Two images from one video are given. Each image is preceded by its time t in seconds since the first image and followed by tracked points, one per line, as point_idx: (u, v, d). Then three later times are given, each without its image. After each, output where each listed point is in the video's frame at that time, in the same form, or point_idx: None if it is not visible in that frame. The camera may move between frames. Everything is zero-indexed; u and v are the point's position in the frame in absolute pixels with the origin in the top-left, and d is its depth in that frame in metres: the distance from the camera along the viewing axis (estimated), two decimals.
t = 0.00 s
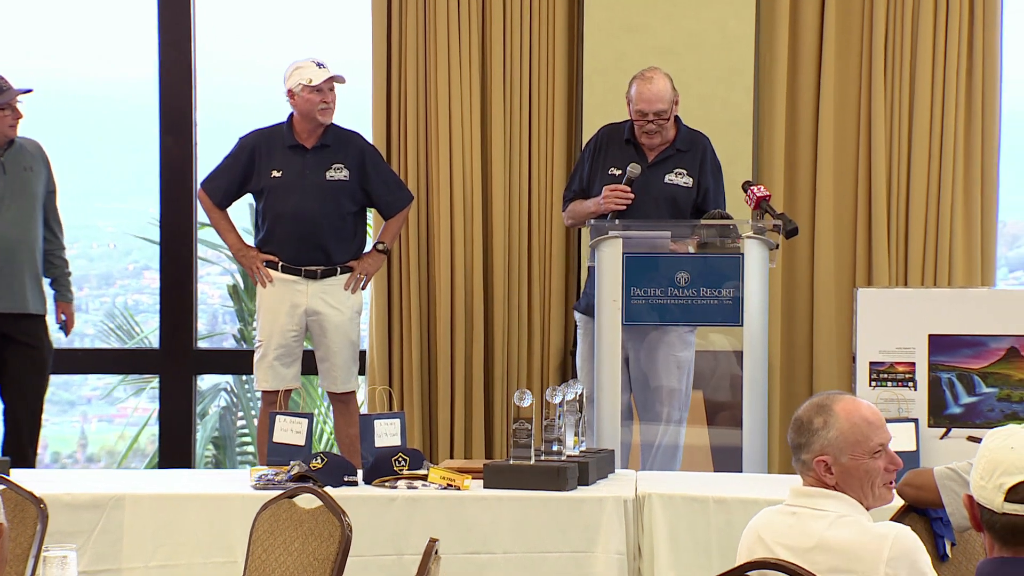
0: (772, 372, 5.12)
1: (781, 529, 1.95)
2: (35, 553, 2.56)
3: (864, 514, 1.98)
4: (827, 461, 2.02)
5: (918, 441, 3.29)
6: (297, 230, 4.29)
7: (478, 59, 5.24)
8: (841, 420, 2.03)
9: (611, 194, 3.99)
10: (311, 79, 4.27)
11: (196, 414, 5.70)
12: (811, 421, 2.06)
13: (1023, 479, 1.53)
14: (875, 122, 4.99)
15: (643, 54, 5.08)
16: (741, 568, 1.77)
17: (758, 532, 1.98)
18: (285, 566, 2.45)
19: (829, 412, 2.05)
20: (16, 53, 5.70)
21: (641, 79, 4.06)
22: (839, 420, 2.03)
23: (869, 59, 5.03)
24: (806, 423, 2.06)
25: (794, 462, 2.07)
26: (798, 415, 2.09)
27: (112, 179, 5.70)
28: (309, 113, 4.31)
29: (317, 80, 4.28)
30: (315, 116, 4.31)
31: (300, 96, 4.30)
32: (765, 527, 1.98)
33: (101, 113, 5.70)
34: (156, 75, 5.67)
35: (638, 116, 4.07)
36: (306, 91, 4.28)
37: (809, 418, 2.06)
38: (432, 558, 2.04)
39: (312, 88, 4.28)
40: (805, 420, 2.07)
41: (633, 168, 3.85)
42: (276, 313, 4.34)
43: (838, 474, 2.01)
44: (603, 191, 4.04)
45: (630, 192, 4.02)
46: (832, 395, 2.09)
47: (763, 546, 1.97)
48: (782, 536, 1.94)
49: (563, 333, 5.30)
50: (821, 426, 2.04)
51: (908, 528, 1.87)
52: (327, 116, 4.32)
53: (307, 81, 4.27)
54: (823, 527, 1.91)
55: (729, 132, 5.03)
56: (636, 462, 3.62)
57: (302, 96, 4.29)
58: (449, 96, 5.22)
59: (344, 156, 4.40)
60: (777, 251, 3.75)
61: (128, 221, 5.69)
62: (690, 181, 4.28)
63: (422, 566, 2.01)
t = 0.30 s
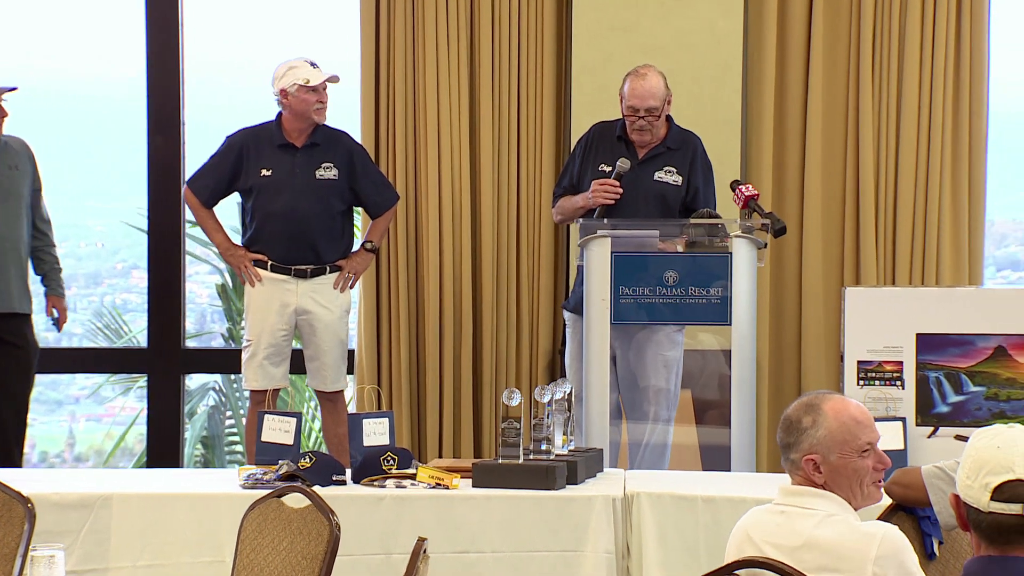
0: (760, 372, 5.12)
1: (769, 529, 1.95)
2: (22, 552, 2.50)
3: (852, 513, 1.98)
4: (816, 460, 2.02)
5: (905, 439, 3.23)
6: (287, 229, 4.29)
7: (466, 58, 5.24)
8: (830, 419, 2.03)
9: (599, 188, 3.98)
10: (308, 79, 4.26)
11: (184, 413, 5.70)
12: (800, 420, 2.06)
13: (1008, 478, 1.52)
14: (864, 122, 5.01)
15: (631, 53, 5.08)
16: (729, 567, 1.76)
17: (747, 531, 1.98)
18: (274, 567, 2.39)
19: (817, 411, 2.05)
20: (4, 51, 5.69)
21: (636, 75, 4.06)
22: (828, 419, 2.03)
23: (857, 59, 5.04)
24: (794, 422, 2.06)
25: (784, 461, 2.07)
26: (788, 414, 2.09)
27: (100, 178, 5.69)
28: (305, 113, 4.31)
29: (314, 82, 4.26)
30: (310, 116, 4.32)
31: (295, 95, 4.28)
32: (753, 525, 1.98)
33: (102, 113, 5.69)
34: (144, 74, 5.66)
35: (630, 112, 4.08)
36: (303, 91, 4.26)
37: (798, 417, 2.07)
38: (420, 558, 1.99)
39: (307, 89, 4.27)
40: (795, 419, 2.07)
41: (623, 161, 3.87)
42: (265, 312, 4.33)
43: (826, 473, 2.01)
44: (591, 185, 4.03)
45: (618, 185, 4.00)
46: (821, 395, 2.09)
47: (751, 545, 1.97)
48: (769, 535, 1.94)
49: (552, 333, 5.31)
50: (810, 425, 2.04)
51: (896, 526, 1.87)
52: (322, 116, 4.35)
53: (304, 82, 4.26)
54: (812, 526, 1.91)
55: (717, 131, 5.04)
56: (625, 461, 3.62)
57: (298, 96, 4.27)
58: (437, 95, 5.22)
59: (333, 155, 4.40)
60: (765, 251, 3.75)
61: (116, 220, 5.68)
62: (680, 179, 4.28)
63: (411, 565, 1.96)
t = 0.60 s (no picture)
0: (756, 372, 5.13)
1: (766, 529, 1.95)
2: (20, 551, 2.50)
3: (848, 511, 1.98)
4: (811, 459, 2.02)
5: (902, 438, 3.18)
6: (285, 228, 4.28)
7: (462, 58, 5.24)
8: (826, 419, 2.03)
9: (601, 183, 3.99)
10: (306, 79, 4.26)
11: (182, 413, 5.70)
12: (796, 419, 2.06)
13: (1003, 476, 1.52)
14: (861, 122, 5.01)
15: (627, 52, 5.09)
16: (727, 567, 1.76)
17: (744, 532, 1.98)
18: (271, 566, 2.38)
19: (814, 410, 2.05)
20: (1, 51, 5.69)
21: (636, 75, 4.07)
22: (824, 419, 2.03)
23: (853, 58, 5.05)
24: (790, 422, 2.07)
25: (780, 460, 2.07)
26: (784, 413, 2.09)
27: (97, 178, 5.69)
28: (303, 113, 4.30)
29: (312, 81, 4.27)
30: (308, 115, 4.32)
31: (293, 95, 4.27)
32: (750, 526, 1.98)
33: (101, 113, 5.69)
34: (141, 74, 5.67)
35: (630, 112, 4.08)
36: (301, 91, 4.26)
37: (795, 417, 2.07)
38: (418, 557, 1.98)
39: (306, 88, 4.26)
40: (791, 419, 2.07)
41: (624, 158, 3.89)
42: (263, 311, 4.33)
43: (822, 472, 2.01)
44: (594, 180, 4.04)
45: (620, 181, 4.02)
46: (818, 394, 2.10)
47: (748, 546, 1.97)
48: (767, 534, 1.94)
49: (549, 332, 5.31)
50: (806, 424, 2.04)
51: (893, 523, 1.87)
52: (320, 115, 4.34)
53: (302, 81, 4.25)
54: (809, 524, 1.91)
55: (714, 130, 5.04)
56: (621, 461, 3.62)
57: (296, 96, 4.27)
58: (434, 95, 5.23)
59: (331, 155, 4.40)
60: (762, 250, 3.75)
61: (112, 220, 5.69)
62: (679, 179, 4.29)
63: (409, 563, 1.95)
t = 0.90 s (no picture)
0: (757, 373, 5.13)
1: (763, 531, 1.94)
2: (20, 550, 2.50)
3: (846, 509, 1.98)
4: (806, 460, 2.01)
5: (902, 439, 3.12)
6: (286, 228, 4.28)
7: (463, 58, 5.24)
8: (816, 418, 2.03)
9: (608, 188, 3.98)
10: (307, 79, 4.26)
11: (183, 412, 5.70)
12: (785, 422, 2.05)
13: (1005, 477, 1.52)
14: (861, 122, 5.01)
15: (628, 52, 5.09)
16: (727, 567, 1.75)
17: (741, 535, 1.97)
18: (272, 566, 2.38)
19: (802, 411, 2.05)
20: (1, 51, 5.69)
21: (640, 79, 4.06)
22: (815, 419, 2.03)
23: (854, 58, 5.05)
24: (778, 425, 2.05)
25: (771, 464, 2.05)
26: (771, 418, 2.08)
27: (98, 178, 5.69)
28: (303, 113, 4.30)
29: (313, 81, 4.27)
30: (309, 116, 4.31)
31: (295, 95, 4.28)
32: (748, 529, 1.97)
33: (101, 113, 5.69)
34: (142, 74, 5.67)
35: (633, 116, 4.08)
36: (301, 91, 4.26)
37: (784, 419, 2.06)
38: (418, 558, 1.97)
39: (306, 88, 4.27)
40: (779, 422, 2.06)
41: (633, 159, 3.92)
42: (263, 311, 4.33)
43: (817, 472, 2.01)
44: (601, 184, 4.03)
45: (628, 185, 4.00)
46: (801, 394, 2.09)
47: (747, 549, 1.95)
48: (766, 534, 1.93)
49: (549, 333, 5.31)
50: (797, 426, 2.03)
51: (892, 518, 1.87)
52: (320, 117, 4.34)
53: (302, 81, 4.26)
54: (809, 522, 1.90)
55: (715, 130, 5.04)
56: (624, 461, 3.62)
57: (297, 96, 4.27)
58: (434, 95, 5.23)
59: (332, 155, 4.40)
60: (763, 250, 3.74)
61: (113, 219, 5.69)
62: (682, 181, 4.28)
63: (409, 564, 1.95)
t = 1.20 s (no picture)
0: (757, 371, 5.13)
1: (767, 528, 1.94)
2: (20, 548, 2.50)
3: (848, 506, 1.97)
4: (811, 457, 2.01)
5: (902, 437, 3.12)
6: (286, 226, 4.28)
7: (463, 56, 5.24)
8: (822, 416, 2.03)
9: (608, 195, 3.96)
10: (289, 79, 4.23)
11: (183, 411, 5.71)
12: (792, 419, 2.05)
13: (1005, 476, 1.52)
14: (861, 121, 5.01)
15: (628, 50, 5.09)
16: (727, 565, 1.73)
17: (743, 532, 1.97)
18: (272, 564, 2.38)
19: (809, 409, 2.05)
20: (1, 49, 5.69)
21: (635, 79, 4.06)
22: (821, 417, 2.03)
23: (854, 56, 5.05)
24: (784, 422, 2.05)
25: (777, 461, 2.05)
26: (777, 415, 2.08)
27: (97, 176, 5.69)
28: (287, 112, 4.28)
29: (293, 80, 4.22)
30: (291, 116, 4.28)
31: (282, 94, 4.28)
32: (751, 526, 1.97)
33: (101, 111, 5.69)
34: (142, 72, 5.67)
35: (631, 116, 4.08)
36: (284, 91, 4.25)
37: (790, 417, 2.05)
38: (418, 556, 1.97)
39: (289, 87, 4.24)
40: (785, 419, 2.06)
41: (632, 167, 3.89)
42: (263, 309, 4.33)
43: (822, 469, 2.00)
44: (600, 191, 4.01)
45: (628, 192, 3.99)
46: (807, 392, 2.09)
47: (750, 546, 1.95)
48: (769, 531, 1.93)
49: (549, 331, 5.31)
50: (803, 423, 2.03)
51: (895, 514, 1.87)
52: (301, 118, 4.26)
53: (285, 81, 4.23)
54: (812, 518, 1.90)
55: (715, 128, 5.04)
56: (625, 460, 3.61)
57: (282, 95, 4.27)
58: (434, 94, 5.23)
59: (332, 153, 4.40)
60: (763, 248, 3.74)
61: (113, 218, 5.68)
62: (681, 181, 4.28)
63: (409, 561, 1.94)
